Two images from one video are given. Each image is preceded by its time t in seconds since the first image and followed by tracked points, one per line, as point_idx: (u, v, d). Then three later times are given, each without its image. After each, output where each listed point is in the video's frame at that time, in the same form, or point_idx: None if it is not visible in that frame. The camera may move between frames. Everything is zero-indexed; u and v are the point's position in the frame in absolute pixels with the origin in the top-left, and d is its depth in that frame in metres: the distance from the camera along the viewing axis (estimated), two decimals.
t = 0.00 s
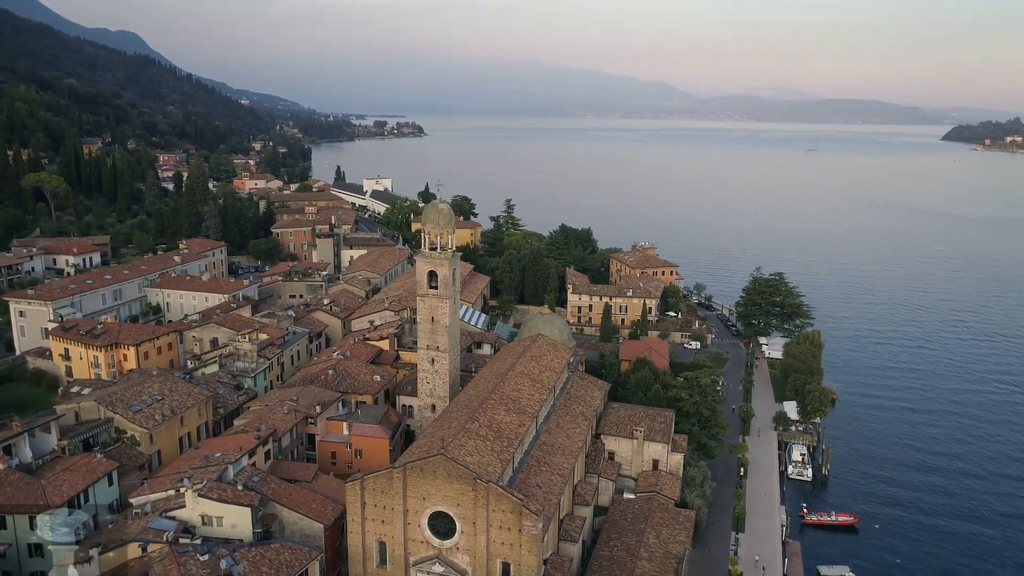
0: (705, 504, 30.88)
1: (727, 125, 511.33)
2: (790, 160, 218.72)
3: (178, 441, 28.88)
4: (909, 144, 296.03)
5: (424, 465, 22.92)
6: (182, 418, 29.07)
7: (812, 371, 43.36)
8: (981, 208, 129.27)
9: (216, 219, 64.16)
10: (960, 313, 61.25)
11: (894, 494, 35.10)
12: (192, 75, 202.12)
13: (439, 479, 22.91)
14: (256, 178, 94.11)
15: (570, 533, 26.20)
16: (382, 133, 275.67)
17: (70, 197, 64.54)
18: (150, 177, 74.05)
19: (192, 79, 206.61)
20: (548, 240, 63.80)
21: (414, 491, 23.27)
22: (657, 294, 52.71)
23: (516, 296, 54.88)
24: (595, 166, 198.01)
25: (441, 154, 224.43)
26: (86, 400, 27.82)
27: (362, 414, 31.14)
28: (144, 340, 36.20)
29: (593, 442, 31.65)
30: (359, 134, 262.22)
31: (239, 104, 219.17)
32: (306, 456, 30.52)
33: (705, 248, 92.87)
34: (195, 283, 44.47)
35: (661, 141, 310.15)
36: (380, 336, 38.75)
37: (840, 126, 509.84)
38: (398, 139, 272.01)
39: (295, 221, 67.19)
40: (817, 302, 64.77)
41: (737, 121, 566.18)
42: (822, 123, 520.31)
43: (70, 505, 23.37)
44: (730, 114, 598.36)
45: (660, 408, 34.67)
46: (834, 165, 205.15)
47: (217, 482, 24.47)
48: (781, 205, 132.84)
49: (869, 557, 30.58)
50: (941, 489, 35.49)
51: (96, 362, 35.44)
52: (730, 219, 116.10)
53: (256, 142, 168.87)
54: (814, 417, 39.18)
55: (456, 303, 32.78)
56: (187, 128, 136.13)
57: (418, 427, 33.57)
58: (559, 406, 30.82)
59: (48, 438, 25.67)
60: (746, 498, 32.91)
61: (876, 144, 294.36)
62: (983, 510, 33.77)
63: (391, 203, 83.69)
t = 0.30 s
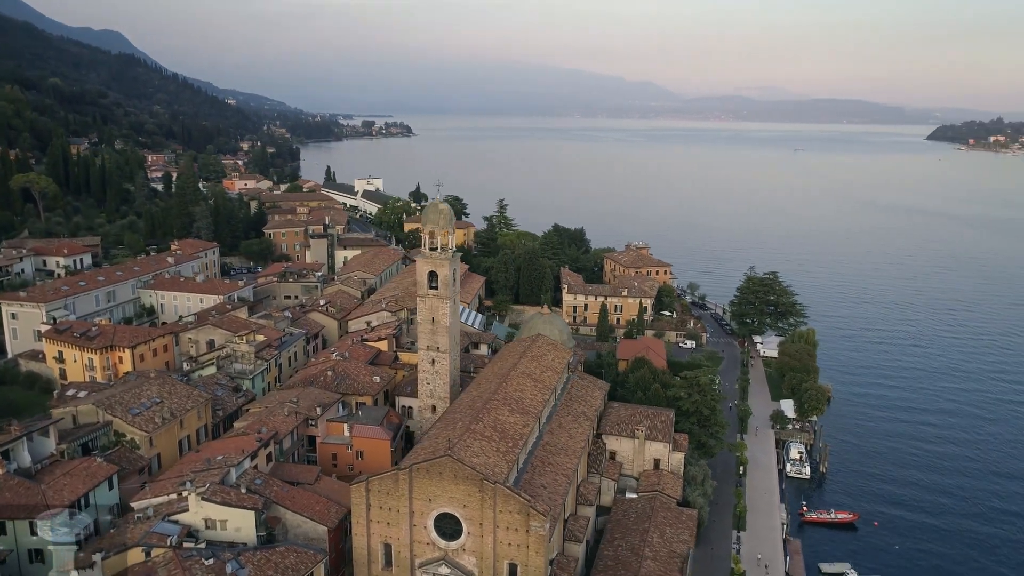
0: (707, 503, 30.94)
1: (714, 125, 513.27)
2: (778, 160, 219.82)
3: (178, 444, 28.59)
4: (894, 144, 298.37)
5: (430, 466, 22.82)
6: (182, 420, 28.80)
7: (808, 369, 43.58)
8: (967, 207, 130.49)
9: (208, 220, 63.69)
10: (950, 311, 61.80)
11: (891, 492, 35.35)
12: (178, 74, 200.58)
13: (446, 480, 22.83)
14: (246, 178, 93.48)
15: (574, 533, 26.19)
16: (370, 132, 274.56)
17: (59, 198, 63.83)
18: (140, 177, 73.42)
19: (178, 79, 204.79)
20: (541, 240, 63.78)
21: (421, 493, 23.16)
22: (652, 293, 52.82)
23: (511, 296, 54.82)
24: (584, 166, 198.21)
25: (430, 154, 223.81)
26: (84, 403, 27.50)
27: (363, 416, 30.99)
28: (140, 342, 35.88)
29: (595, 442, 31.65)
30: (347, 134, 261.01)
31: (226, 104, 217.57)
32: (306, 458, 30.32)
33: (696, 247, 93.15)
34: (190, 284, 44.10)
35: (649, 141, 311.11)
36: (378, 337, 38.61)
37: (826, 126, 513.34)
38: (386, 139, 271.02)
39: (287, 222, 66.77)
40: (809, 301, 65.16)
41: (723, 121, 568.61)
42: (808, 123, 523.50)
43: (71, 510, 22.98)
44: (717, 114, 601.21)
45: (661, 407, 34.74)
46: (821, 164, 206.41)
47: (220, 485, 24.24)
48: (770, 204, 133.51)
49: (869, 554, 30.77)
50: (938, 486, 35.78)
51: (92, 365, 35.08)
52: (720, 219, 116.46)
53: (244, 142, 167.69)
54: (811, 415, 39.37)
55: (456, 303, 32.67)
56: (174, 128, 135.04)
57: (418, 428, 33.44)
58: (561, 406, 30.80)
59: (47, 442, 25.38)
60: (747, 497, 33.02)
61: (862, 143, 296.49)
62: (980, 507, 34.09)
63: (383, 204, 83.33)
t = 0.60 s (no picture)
0: (708, 502, 31.01)
1: (698, 124, 515.60)
2: (763, 159, 221.32)
3: (178, 448, 28.27)
4: (877, 143, 301.28)
5: (437, 468, 22.71)
6: (181, 424, 28.47)
7: (803, 368, 43.86)
8: (950, 206, 132.20)
9: (197, 220, 63.12)
10: (938, 310, 62.50)
11: (887, 489, 35.68)
12: (161, 73, 198.74)
13: (452, 481, 22.73)
14: (233, 179, 92.73)
15: (579, 533, 26.16)
16: (356, 132, 273.27)
17: (45, 199, 62.98)
18: (127, 178, 72.65)
19: (161, 78, 202.77)
20: (534, 240, 63.77)
21: (427, 494, 23.06)
22: (646, 293, 52.95)
23: (505, 296, 54.76)
24: (571, 165, 198.56)
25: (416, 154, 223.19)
26: (82, 407, 27.11)
27: (363, 418, 30.82)
28: (134, 345, 35.50)
29: (596, 441, 31.67)
30: (332, 134, 259.59)
31: (209, 104, 215.74)
32: (306, 461, 30.09)
33: (686, 246, 93.49)
34: (183, 286, 43.64)
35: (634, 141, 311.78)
36: (376, 338, 38.39)
37: (809, 125, 517.66)
38: (372, 139, 269.86)
39: (277, 222, 66.24)
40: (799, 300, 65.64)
41: (707, 120, 571.50)
42: (791, 122, 527.44)
43: (71, 516, 22.46)
44: (701, 114, 603.97)
45: (660, 406, 34.83)
46: (806, 164, 208.03)
47: (223, 489, 23.97)
48: (757, 204, 134.37)
49: (868, 550, 31.02)
50: (933, 483, 36.13)
51: (85, 368, 34.64)
52: (708, 218, 117.00)
53: (229, 142, 166.25)
54: (807, 413, 39.65)
55: (456, 304, 32.56)
56: (159, 128, 133.78)
57: (418, 430, 33.28)
58: (562, 406, 30.79)
59: (45, 447, 25.04)
60: (746, 495, 33.15)
61: (845, 142, 299.23)
62: (974, 503, 34.48)
63: (373, 204, 82.97)
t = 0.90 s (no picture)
0: (710, 500, 31.12)
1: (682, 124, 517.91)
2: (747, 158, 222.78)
3: (177, 452, 27.93)
4: (858, 142, 304.24)
5: (445, 469, 22.62)
6: (181, 427, 28.11)
7: (798, 366, 44.13)
8: (933, 205, 133.74)
9: (187, 221, 62.51)
10: (926, 308, 63.20)
11: (884, 485, 35.99)
12: (142, 72, 196.38)
13: (460, 483, 22.64)
14: (220, 179, 91.89)
15: (585, 533, 26.14)
16: (341, 132, 271.72)
17: (30, 200, 62.08)
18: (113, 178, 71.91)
19: (142, 77, 200.44)
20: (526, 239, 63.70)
21: (435, 496, 22.94)
22: (640, 292, 53.08)
23: (498, 296, 54.67)
24: (557, 165, 198.73)
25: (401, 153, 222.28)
26: (79, 412, 26.73)
27: (364, 419, 30.61)
28: (128, 348, 35.07)
29: (597, 441, 31.65)
30: (317, 134, 258.01)
31: (192, 103, 213.63)
32: (307, 463, 29.85)
33: (675, 246, 93.83)
34: (176, 288, 43.16)
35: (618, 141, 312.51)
36: (373, 339, 38.16)
37: (791, 125, 522.05)
38: (356, 139, 268.51)
39: (267, 223, 65.68)
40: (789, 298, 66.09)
41: (691, 120, 574.31)
42: (773, 121, 531.25)
43: (72, 523, 22.26)
44: (685, 114, 606.38)
45: (660, 405, 34.92)
46: (790, 163, 209.70)
47: (227, 493, 23.69)
48: (743, 203, 135.16)
49: (868, 546, 31.25)
50: (929, 479, 36.51)
51: (79, 371, 34.16)
52: (695, 217, 117.50)
53: (212, 142, 164.64)
54: (803, 411, 39.90)
55: (456, 304, 32.41)
56: (142, 128, 132.23)
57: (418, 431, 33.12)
58: (564, 406, 30.76)
59: (43, 452, 24.69)
60: (746, 493, 33.30)
61: (827, 141, 301.88)
62: (969, 498, 34.85)
63: (363, 204, 82.53)
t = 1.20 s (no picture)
0: (710, 499, 31.23)
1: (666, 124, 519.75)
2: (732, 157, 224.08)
3: (177, 455, 27.59)
4: (840, 141, 307.18)
5: (452, 471, 22.50)
6: (180, 431, 27.77)
7: (792, 364, 44.40)
8: (917, 205, 134.95)
9: (175, 222, 61.88)
10: (914, 307, 63.84)
11: (880, 483, 36.31)
12: (124, 72, 193.88)
13: (468, 485, 22.56)
14: (207, 180, 91.02)
15: (590, 533, 26.11)
16: (326, 132, 270.07)
17: (15, 201, 61.11)
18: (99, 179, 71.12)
19: (124, 77, 198.05)
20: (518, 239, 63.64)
21: (442, 498, 22.83)
22: (634, 291, 53.21)
23: (492, 296, 54.61)
24: (544, 164, 198.83)
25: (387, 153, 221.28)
26: (77, 416, 26.35)
27: (365, 421, 30.46)
28: (123, 350, 34.59)
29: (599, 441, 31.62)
30: (301, 134, 256.28)
31: (175, 103, 211.46)
32: (308, 466, 29.64)
33: (664, 245, 94.15)
34: (168, 289, 42.64)
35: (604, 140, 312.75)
36: (371, 340, 37.94)
37: (773, 125, 525.85)
38: (341, 139, 267.07)
39: (257, 224, 65.11)
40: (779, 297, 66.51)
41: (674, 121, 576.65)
42: (756, 121, 534.74)
43: (74, 528, 21.88)
44: (669, 113, 608.63)
45: (660, 404, 34.98)
46: (775, 163, 211.03)
47: (231, 497, 23.43)
48: (730, 202, 135.90)
49: (867, 543, 31.54)
50: (925, 476, 36.87)
51: (72, 375, 33.66)
52: (683, 217, 117.96)
53: (196, 142, 162.91)
54: (798, 409, 40.17)
55: (456, 304, 32.30)
56: (125, 128, 130.71)
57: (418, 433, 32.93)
58: (565, 406, 30.71)
59: (42, 457, 24.33)
60: (746, 491, 33.47)
61: (810, 141, 304.34)
62: (963, 494, 35.28)
63: (352, 204, 82.10)
